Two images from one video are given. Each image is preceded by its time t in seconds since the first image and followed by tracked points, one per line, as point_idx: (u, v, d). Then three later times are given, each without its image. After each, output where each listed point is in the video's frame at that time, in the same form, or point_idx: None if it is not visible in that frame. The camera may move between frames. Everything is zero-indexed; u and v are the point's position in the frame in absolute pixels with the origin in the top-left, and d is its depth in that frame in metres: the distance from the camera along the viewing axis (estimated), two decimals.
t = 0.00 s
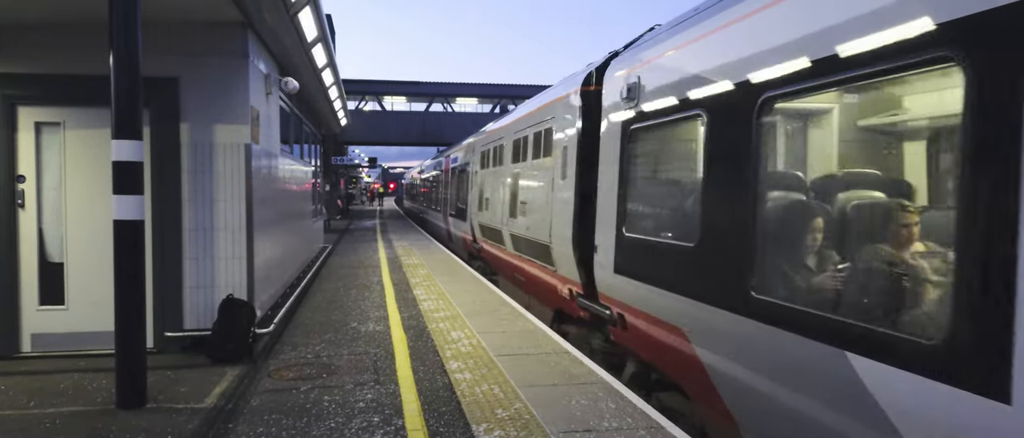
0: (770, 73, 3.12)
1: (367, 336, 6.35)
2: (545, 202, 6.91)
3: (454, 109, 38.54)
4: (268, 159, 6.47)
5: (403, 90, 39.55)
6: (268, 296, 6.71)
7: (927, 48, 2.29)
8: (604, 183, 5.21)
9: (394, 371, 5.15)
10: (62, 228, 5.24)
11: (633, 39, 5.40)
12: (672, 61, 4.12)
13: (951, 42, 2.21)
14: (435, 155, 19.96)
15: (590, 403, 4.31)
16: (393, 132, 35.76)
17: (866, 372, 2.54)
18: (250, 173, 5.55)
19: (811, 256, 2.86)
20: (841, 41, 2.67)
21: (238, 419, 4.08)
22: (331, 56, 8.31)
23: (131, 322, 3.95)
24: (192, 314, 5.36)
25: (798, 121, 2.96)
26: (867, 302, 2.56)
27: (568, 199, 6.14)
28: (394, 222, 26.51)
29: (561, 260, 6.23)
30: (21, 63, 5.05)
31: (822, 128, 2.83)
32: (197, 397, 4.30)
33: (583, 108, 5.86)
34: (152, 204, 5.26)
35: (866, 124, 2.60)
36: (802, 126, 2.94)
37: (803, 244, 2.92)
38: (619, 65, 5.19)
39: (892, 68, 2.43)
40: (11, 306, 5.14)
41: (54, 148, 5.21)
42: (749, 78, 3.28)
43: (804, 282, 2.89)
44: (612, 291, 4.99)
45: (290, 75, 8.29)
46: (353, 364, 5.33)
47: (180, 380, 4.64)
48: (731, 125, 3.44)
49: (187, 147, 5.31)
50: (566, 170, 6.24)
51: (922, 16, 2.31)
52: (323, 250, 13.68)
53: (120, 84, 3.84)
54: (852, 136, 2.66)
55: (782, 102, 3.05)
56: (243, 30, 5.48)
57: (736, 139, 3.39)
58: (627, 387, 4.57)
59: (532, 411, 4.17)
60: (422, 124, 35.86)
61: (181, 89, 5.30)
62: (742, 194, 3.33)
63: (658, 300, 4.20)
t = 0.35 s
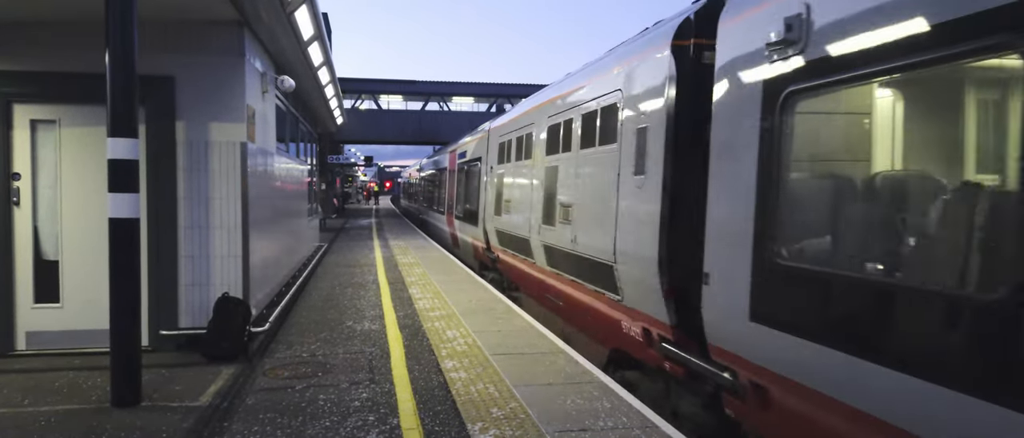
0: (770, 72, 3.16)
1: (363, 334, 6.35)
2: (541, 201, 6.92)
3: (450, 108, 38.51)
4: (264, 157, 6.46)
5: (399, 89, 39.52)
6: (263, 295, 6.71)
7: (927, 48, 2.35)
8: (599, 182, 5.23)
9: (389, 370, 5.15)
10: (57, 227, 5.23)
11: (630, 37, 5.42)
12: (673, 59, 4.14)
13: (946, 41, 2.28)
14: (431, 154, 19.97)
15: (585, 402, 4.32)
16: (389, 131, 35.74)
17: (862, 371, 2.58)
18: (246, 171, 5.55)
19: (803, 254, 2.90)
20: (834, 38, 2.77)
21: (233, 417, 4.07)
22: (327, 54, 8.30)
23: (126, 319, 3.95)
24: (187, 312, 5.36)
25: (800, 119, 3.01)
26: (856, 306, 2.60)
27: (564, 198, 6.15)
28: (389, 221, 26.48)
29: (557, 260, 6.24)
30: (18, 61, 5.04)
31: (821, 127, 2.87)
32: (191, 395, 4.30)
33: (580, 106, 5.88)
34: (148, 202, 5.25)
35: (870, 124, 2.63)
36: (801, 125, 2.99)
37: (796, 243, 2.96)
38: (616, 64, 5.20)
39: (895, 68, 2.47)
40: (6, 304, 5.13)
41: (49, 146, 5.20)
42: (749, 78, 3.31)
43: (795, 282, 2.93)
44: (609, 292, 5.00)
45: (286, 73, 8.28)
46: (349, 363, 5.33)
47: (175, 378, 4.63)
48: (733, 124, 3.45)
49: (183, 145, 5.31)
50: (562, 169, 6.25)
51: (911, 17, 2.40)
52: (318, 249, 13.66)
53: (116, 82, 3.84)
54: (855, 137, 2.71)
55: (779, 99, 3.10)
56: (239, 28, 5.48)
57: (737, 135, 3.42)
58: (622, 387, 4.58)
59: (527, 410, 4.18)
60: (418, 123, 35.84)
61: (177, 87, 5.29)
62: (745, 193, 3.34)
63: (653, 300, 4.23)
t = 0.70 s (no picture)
0: (760, 69, 3.16)
1: (359, 335, 6.35)
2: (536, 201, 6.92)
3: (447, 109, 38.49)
4: (259, 157, 6.46)
5: (396, 89, 39.50)
6: (260, 295, 6.70)
7: (905, 50, 2.32)
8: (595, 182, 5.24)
9: (386, 371, 5.15)
10: (53, 228, 5.23)
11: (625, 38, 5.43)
12: (666, 59, 4.15)
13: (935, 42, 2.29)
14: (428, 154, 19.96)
15: (581, 402, 4.33)
16: (386, 132, 35.72)
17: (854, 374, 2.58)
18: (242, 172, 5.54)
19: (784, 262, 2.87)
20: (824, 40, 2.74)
21: (230, 418, 4.07)
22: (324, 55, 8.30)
23: (122, 320, 3.94)
24: (183, 313, 5.35)
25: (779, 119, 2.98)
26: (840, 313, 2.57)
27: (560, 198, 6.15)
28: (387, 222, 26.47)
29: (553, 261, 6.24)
30: (14, 62, 5.04)
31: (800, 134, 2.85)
32: (187, 396, 4.30)
33: (575, 106, 5.89)
34: (143, 202, 5.25)
35: (842, 130, 2.61)
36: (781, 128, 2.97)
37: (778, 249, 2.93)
38: (611, 63, 5.22)
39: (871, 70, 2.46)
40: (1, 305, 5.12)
41: (44, 147, 5.19)
42: (739, 76, 3.32)
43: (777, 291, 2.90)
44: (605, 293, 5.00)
45: (282, 74, 8.28)
46: (345, 364, 5.33)
47: (171, 379, 4.63)
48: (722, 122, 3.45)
49: (178, 146, 5.31)
50: (557, 170, 6.26)
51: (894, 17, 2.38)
52: (315, 249, 13.65)
53: (112, 83, 3.84)
54: (827, 142, 2.69)
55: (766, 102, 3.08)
56: (235, 29, 5.47)
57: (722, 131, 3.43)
58: (618, 387, 4.59)
59: (524, 410, 4.18)
60: (414, 123, 35.83)
61: (172, 87, 5.29)
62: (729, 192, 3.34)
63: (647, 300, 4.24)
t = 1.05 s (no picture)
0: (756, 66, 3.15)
1: (356, 335, 6.35)
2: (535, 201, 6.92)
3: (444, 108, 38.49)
4: (255, 157, 6.45)
5: (393, 89, 39.50)
6: (257, 296, 6.69)
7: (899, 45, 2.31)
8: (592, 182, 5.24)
9: (383, 371, 5.14)
10: (48, 229, 5.21)
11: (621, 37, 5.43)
12: (663, 58, 4.15)
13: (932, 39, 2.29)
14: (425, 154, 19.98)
15: (579, 401, 4.33)
16: (383, 131, 35.72)
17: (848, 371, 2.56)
18: (237, 172, 5.53)
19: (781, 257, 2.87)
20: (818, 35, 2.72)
21: (226, 418, 4.07)
22: (320, 55, 8.30)
23: (118, 320, 3.93)
24: (179, 313, 5.35)
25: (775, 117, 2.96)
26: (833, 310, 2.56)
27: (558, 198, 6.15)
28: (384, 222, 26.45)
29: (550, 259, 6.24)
30: (9, 63, 5.03)
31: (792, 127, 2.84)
32: (183, 397, 4.30)
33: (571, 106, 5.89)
34: (139, 202, 5.23)
35: (831, 132, 2.60)
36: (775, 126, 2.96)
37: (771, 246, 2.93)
38: (607, 63, 5.23)
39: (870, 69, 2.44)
40: None
41: (39, 148, 5.16)
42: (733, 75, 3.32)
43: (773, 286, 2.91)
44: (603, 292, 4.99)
45: (278, 74, 8.28)
46: (342, 364, 5.32)
47: (167, 380, 4.62)
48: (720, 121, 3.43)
49: (174, 146, 5.30)
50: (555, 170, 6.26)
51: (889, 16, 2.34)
52: (312, 249, 13.65)
53: (107, 84, 3.83)
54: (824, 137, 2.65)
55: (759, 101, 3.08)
56: (230, 28, 5.45)
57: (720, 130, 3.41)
58: (616, 386, 4.58)
59: (521, 409, 4.18)
60: (411, 123, 35.83)
61: (168, 87, 5.28)
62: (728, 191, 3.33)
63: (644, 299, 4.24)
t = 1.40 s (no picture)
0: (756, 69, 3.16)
1: (354, 334, 6.35)
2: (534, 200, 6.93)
3: (441, 108, 38.46)
4: (252, 156, 6.44)
5: (389, 88, 39.48)
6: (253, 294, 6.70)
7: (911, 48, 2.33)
8: (592, 181, 5.25)
9: (380, 370, 5.14)
10: (44, 228, 5.21)
11: (622, 37, 5.43)
12: (664, 58, 4.16)
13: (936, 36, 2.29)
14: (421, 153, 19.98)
15: (575, 400, 4.33)
16: (379, 130, 35.70)
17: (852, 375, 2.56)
18: (235, 171, 5.53)
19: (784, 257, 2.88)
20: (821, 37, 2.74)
21: (223, 417, 4.07)
22: (316, 53, 8.30)
23: (115, 319, 3.93)
24: (176, 313, 5.34)
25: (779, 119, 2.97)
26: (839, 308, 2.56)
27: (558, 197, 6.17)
28: (381, 221, 26.41)
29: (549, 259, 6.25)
30: (6, 61, 5.02)
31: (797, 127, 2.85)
32: (180, 396, 4.29)
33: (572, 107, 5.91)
34: (135, 202, 5.22)
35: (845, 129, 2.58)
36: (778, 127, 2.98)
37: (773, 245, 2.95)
38: (608, 64, 5.23)
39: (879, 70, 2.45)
40: None
41: (36, 146, 5.17)
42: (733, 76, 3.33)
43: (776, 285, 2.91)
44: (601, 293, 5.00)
45: (275, 73, 8.28)
46: (339, 363, 5.32)
47: (164, 379, 4.62)
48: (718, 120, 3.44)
49: (171, 145, 5.28)
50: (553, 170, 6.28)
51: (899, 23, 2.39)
52: (308, 248, 13.63)
53: (102, 81, 3.82)
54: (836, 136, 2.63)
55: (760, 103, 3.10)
56: (227, 27, 5.46)
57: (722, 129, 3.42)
58: (612, 385, 4.59)
59: (518, 409, 4.18)
60: (408, 122, 35.81)
61: (165, 86, 5.27)
62: (725, 193, 3.33)
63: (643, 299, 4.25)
